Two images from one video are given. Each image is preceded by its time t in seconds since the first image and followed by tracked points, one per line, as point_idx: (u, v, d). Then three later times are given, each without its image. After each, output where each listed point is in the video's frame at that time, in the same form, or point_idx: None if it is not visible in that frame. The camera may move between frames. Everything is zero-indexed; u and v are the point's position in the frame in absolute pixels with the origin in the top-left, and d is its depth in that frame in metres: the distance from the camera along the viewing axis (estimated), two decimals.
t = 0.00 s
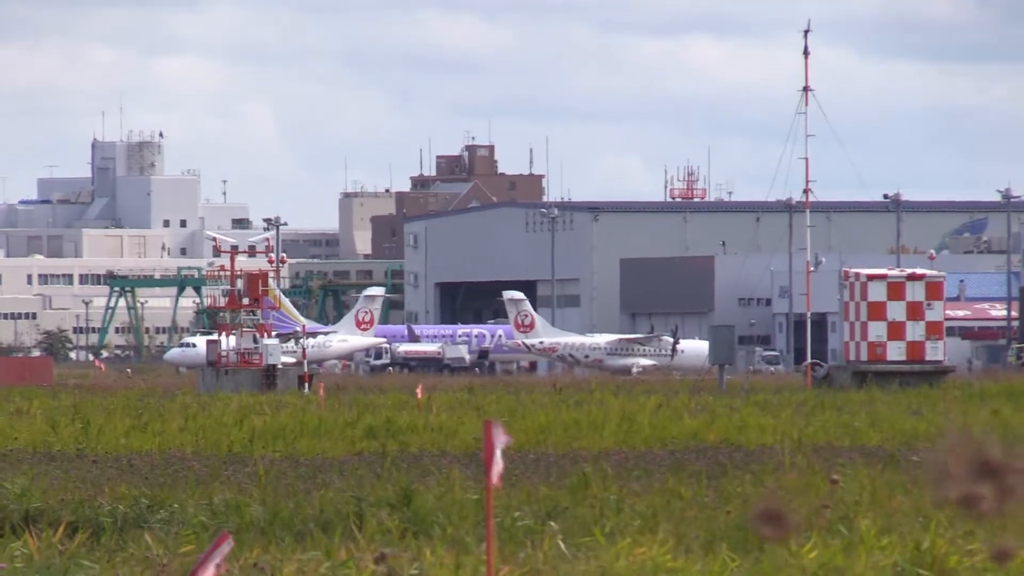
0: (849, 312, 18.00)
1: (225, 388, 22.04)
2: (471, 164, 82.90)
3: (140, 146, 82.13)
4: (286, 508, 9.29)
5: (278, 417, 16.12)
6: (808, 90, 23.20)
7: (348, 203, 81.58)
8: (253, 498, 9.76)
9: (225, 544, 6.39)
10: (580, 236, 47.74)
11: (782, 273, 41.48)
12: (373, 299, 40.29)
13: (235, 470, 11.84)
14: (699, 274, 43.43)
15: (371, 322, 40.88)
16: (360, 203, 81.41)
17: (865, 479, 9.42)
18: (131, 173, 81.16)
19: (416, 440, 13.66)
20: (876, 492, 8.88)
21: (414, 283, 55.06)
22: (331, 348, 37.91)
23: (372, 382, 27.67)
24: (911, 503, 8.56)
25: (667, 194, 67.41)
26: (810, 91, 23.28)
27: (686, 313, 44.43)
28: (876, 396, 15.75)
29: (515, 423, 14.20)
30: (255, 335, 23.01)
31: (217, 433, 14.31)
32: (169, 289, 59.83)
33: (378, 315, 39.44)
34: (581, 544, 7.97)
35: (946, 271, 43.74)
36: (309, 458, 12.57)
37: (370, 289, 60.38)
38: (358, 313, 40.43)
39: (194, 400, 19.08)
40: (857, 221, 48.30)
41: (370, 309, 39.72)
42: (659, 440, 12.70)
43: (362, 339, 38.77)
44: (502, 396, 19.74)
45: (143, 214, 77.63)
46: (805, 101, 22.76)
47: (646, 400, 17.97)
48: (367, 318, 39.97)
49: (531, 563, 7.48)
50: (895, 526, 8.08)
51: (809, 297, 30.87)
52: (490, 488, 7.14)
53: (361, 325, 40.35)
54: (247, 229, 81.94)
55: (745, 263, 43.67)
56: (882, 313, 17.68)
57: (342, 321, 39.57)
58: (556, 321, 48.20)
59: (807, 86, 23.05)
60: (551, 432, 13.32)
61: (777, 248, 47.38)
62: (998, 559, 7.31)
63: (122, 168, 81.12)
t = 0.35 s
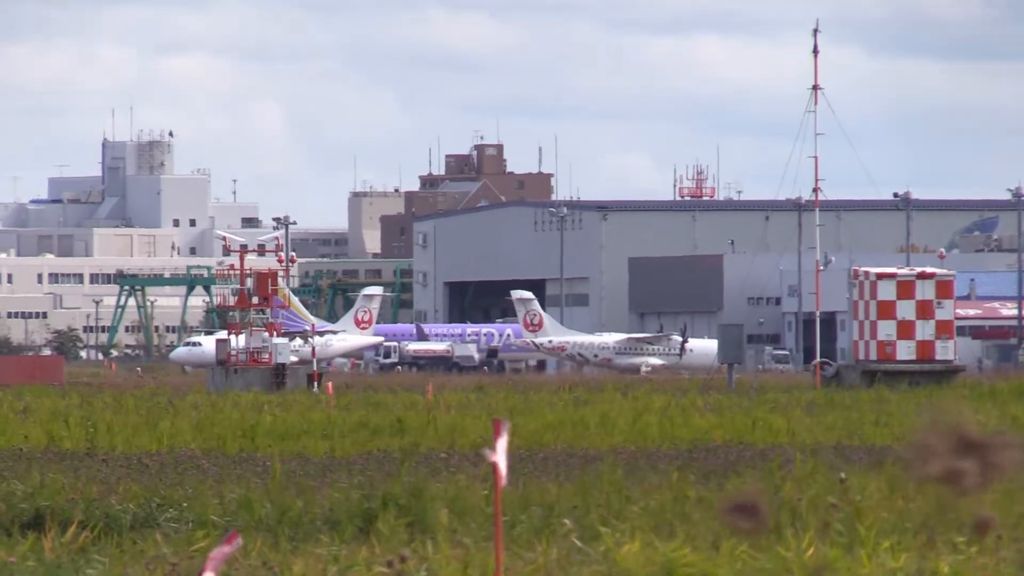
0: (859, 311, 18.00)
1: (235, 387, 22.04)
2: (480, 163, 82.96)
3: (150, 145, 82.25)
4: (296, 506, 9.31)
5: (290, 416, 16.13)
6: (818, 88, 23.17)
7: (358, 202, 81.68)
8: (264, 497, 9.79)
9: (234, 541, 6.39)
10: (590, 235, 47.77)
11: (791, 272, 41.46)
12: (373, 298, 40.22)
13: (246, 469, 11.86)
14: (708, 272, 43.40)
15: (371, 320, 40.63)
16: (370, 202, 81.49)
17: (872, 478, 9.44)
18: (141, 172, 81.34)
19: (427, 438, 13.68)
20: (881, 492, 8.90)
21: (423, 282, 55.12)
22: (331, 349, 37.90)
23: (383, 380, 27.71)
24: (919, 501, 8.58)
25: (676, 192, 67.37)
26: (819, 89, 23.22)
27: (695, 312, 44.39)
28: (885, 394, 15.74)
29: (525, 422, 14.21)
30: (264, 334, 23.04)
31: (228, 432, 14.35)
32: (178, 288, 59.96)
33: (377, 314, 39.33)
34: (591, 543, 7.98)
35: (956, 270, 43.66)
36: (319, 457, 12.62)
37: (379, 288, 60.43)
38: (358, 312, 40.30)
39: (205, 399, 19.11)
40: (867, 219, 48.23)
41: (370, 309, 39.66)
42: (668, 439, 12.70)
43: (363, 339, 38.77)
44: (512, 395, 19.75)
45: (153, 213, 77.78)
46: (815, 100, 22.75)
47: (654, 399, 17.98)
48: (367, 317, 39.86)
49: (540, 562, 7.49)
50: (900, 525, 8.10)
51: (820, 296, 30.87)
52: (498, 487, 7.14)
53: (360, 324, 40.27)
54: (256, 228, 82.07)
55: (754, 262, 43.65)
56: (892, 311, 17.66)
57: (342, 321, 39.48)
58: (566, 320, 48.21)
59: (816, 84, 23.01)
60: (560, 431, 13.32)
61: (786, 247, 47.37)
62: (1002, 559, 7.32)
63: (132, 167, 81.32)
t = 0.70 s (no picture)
0: (866, 309, 17.89)
1: (242, 388, 22.00)
2: (488, 162, 82.91)
3: (157, 145, 82.35)
4: (303, 507, 9.22)
5: (297, 416, 16.05)
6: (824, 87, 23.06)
7: (365, 202, 81.67)
8: (271, 498, 9.69)
9: (241, 543, 6.29)
10: (597, 234, 47.67)
11: (798, 271, 41.33)
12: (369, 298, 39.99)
13: (253, 471, 11.76)
14: (715, 271, 43.27)
15: (368, 320, 40.52)
16: (377, 202, 81.47)
17: (883, 475, 9.34)
18: (147, 173, 81.42)
19: (434, 438, 13.59)
20: (890, 489, 8.81)
21: (431, 282, 55.05)
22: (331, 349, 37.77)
23: (389, 380, 27.62)
24: (930, 499, 8.48)
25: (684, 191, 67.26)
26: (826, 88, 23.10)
27: (703, 310, 44.26)
28: (893, 393, 15.63)
29: (533, 422, 14.12)
30: (272, 334, 22.97)
31: (234, 434, 14.25)
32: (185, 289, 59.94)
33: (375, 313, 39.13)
34: (600, 542, 7.88)
35: (962, 268, 43.48)
36: (326, 457, 12.54)
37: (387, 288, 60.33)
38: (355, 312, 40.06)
39: (211, 400, 19.06)
40: (874, 218, 48.08)
41: (367, 309, 39.48)
42: (677, 438, 12.60)
43: (363, 338, 38.64)
44: (519, 394, 19.65)
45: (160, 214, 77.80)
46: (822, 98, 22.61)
47: (661, 399, 17.91)
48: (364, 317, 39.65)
49: (548, 562, 7.39)
50: (912, 523, 7.99)
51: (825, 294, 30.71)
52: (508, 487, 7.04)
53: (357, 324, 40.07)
54: (263, 228, 82.07)
55: (761, 262, 43.52)
56: (898, 310, 17.55)
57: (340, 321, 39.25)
58: (573, 319, 48.12)
59: (822, 83, 22.90)
60: (567, 431, 13.23)
61: (793, 246, 47.24)
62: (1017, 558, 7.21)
63: (138, 168, 81.39)
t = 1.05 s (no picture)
0: (869, 312, 17.90)
1: (244, 388, 22.02)
2: (492, 164, 82.93)
3: (161, 146, 82.43)
4: (306, 508, 9.21)
5: (299, 417, 16.04)
6: (828, 90, 23.05)
7: (369, 203, 81.70)
8: (274, 499, 9.68)
9: (244, 542, 6.30)
10: (600, 236, 47.65)
11: (802, 273, 41.31)
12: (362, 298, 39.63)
13: (255, 471, 11.74)
14: (718, 273, 43.25)
15: (360, 322, 40.35)
16: (381, 203, 81.50)
17: (885, 478, 9.34)
18: (151, 173, 81.50)
19: (437, 439, 13.59)
20: (892, 493, 8.81)
21: (434, 283, 55.06)
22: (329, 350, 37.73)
23: (392, 381, 27.68)
24: (932, 503, 8.48)
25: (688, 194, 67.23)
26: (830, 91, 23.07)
27: (707, 313, 44.23)
28: (896, 396, 15.63)
29: (535, 423, 14.11)
30: (276, 334, 22.99)
31: (237, 434, 14.24)
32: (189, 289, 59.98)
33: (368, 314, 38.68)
34: (603, 544, 7.86)
35: (965, 272, 43.43)
36: (328, 458, 12.53)
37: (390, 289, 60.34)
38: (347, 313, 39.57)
39: (214, 400, 19.08)
40: (877, 221, 48.06)
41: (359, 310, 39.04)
42: (678, 440, 12.60)
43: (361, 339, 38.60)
44: (522, 396, 19.65)
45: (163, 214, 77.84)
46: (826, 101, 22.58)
47: (664, 400, 17.91)
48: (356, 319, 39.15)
49: (549, 562, 7.40)
50: (914, 526, 7.99)
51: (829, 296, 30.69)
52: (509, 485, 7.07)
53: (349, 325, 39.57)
54: (267, 229, 82.10)
55: (765, 264, 43.49)
56: (901, 313, 17.54)
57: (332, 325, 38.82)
58: (577, 321, 48.12)
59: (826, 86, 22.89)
60: (570, 432, 13.22)
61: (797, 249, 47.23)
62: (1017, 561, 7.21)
63: (142, 168, 81.46)
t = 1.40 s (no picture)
0: (875, 312, 17.83)
1: (250, 390, 22.03)
2: (497, 164, 82.93)
3: (166, 146, 82.43)
4: (312, 509, 9.17)
5: (304, 418, 16.01)
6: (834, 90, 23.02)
7: (375, 204, 81.71)
8: (280, 499, 9.66)
9: (249, 544, 6.30)
10: (606, 236, 47.62)
11: (807, 273, 41.22)
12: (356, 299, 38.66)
13: (263, 472, 11.71)
14: (724, 274, 43.16)
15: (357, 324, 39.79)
16: (387, 203, 81.52)
17: (894, 478, 9.26)
18: (156, 174, 81.53)
19: (443, 440, 13.56)
20: (899, 492, 8.76)
21: (440, 283, 55.01)
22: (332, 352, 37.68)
23: (398, 382, 27.60)
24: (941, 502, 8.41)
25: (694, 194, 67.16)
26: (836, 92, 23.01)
27: (712, 313, 44.16)
28: (903, 395, 15.55)
29: (541, 424, 14.07)
30: (282, 335, 22.99)
31: (244, 435, 14.21)
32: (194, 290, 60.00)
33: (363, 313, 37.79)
34: (610, 544, 7.85)
35: (971, 272, 43.34)
36: (334, 459, 12.50)
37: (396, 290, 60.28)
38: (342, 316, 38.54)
39: (218, 400, 19.04)
40: (882, 221, 47.96)
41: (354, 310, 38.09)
42: (684, 440, 12.56)
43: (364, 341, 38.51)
44: (527, 397, 19.59)
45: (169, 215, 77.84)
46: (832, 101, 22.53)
47: (670, 401, 17.86)
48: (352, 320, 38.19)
49: (553, 562, 7.38)
50: (922, 527, 7.93)
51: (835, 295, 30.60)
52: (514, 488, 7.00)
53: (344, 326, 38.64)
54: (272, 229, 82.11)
55: (771, 264, 43.40)
56: (907, 313, 17.45)
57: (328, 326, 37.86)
58: (583, 321, 48.07)
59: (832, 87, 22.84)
60: (575, 433, 13.17)
61: (802, 249, 47.16)
62: None
63: (147, 168, 81.52)
